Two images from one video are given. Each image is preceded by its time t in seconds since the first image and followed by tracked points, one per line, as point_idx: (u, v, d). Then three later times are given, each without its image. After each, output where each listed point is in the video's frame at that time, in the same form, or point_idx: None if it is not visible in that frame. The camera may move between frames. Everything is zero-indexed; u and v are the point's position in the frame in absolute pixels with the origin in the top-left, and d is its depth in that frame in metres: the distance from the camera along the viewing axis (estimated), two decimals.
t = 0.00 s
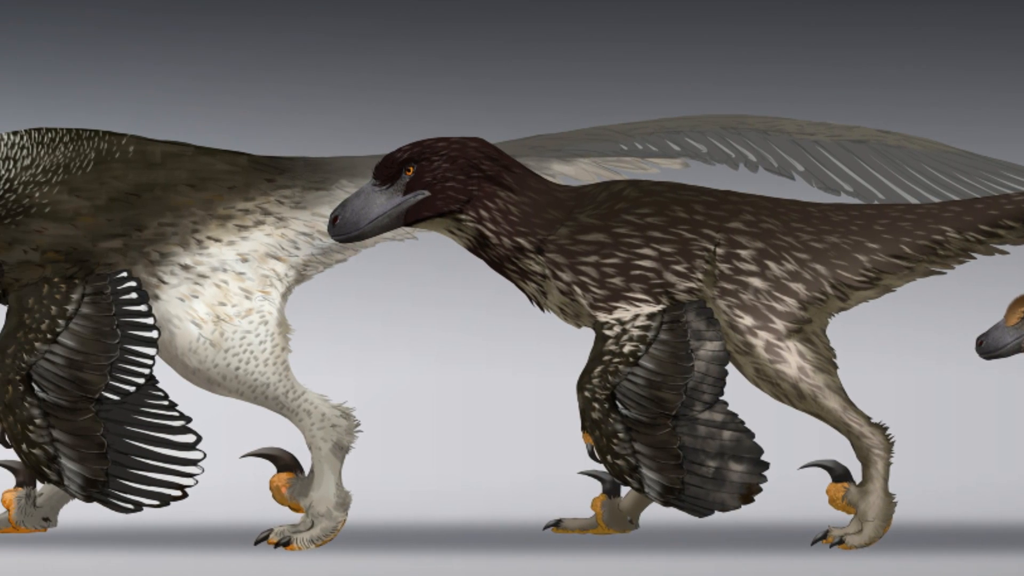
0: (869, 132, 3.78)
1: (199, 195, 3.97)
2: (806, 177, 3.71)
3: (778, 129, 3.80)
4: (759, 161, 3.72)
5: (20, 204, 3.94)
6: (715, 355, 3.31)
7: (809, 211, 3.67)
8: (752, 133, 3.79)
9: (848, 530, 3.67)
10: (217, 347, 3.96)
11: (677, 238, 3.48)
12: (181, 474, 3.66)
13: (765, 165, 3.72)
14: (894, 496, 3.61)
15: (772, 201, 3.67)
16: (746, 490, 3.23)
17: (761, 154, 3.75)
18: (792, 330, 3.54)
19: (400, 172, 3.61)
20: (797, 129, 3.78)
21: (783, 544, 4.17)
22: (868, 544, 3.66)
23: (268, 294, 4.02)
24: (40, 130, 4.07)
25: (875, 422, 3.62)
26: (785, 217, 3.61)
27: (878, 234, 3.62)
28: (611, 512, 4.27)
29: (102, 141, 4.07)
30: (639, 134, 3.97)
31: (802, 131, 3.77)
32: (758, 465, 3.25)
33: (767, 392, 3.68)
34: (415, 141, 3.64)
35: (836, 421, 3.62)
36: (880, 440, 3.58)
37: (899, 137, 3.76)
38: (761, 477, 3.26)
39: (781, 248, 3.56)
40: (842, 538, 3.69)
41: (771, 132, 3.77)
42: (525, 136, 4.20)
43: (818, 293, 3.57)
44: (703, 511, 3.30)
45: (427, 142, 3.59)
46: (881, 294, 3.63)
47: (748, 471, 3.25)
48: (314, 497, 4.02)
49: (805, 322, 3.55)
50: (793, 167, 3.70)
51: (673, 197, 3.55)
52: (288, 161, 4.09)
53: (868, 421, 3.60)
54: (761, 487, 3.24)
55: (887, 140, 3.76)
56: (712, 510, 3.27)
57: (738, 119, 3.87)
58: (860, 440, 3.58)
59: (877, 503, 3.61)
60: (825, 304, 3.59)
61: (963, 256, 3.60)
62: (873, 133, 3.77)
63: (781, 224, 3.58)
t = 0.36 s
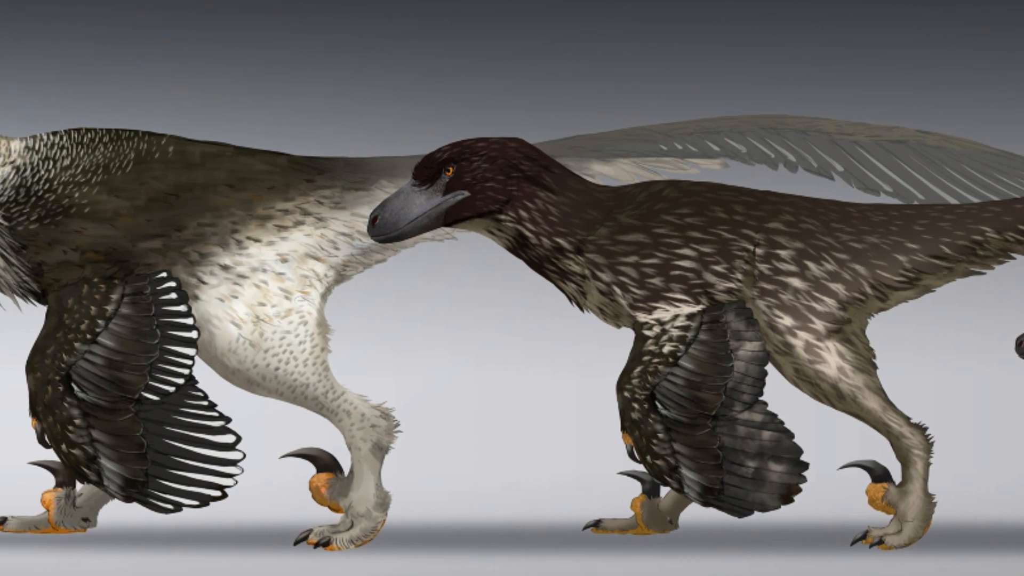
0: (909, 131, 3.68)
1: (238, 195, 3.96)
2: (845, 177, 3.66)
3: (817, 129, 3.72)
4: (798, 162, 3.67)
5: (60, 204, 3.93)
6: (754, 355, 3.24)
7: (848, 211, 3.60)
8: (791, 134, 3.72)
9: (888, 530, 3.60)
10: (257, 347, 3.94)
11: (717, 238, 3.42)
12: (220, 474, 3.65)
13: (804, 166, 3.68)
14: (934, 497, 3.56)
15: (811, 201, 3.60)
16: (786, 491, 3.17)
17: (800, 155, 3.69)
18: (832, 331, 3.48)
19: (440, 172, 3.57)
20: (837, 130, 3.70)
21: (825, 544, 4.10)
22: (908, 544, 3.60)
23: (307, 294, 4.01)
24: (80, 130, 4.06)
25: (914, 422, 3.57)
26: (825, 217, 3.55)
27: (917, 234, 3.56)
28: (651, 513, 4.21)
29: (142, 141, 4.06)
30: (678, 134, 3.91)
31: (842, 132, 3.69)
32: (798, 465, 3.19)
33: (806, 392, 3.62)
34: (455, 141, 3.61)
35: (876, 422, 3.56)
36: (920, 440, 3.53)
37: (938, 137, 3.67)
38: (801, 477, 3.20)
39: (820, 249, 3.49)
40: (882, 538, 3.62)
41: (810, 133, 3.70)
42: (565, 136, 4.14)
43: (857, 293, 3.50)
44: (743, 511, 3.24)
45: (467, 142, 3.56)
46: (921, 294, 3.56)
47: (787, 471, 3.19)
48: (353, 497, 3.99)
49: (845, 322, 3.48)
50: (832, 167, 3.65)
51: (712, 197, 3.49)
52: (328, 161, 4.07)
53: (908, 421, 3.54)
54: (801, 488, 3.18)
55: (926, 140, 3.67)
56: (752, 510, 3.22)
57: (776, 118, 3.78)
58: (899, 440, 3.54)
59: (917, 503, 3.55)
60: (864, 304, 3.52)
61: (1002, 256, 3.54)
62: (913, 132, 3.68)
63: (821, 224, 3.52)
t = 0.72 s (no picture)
0: (949, 132, 3.59)
1: (278, 195, 3.95)
2: (885, 178, 3.57)
3: (857, 129, 3.64)
4: (838, 162, 3.59)
5: (99, 204, 3.92)
6: (794, 355, 3.18)
7: (888, 211, 3.55)
8: (831, 133, 3.64)
9: (928, 530, 3.55)
10: (297, 347, 3.92)
11: (757, 238, 3.36)
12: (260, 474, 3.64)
13: (844, 166, 3.60)
14: (973, 497, 3.50)
15: (851, 202, 3.54)
16: (825, 491, 3.13)
17: (840, 154, 3.61)
18: (872, 331, 3.41)
19: (479, 172, 3.53)
20: (877, 130, 3.61)
21: (866, 546, 4.04)
22: (947, 545, 3.54)
23: (347, 294, 3.99)
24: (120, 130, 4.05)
25: (953, 422, 3.51)
26: (865, 217, 3.51)
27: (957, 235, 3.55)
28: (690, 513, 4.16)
29: (181, 141, 4.06)
30: (718, 134, 3.85)
31: (881, 132, 3.61)
32: (838, 465, 3.14)
33: (845, 392, 3.55)
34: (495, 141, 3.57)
35: (915, 422, 3.50)
36: (959, 441, 3.47)
37: (978, 137, 3.56)
38: (840, 477, 3.15)
39: (860, 249, 3.44)
40: (921, 538, 3.56)
41: (850, 133, 3.62)
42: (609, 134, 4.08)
43: (897, 293, 3.45)
44: (782, 511, 3.19)
45: (507, 143, 3.52)
46: (960, 295, 3.55)
47: (827, 471, 3.14)
48: (393, 499, 3.96)
49: (885, 322, 3.42)
50: (871, 167, 3.57)
51: (753, 198, 3.43)
52: (367, 161, 4.06)
53: (947, 421, 3.49)
54: (841, 488, 3.13)
55: (965, 140, 3.56)
56: (791, 510, 3.17)
57: (816, 118, 3.71)
58: (938, 440, 3.48)
59: (957, 503, 3.50)
60: (904, 304, 3.48)
61: None
62: (953, 133, 3.59)
63: (861, 225, 3.48)
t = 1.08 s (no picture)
0: (989, 132, 3.49)
1: (318, 196, 3.94)
2: (925, 178, 3.51)
3: (896, 128, 3.56)
4: (877, 163, 3.54)
5: (139, 204, 3.92)
6: (834, 355, 3.13)
7: (928, 211, 3.49)
8: (870, 134, 3.57)
9: (967, 531, 3.48)
10: (336, 347, 3.91)
11: (797, 239, 3.31)
12: (299, 475, 3.63)
13: (883, 166, 3.54)
14: (1014, 497, 3.44)
15: (891, 202, 3.48)
16: (866, 491, 3.08)
17: (879, 154, 3.56)
18: (912, 331, 3.35)
19: (519, 172, 3.49)
20: (916, 130, 3.52)
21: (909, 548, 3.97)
22: (987, 545, 3.47)
23: (387, 294, 3.97)
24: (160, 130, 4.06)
25: (993, 422, 3.45)
26: (905, 217, 3.44)
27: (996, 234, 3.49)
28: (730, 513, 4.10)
29: (221, 141, 4.06)
30: (757, 134, 3.80)
31: (920, 132, 3.52)
32: (878, 466, 3.10)
33: (884, 392, 3.49)
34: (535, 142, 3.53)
35: (954, 423, 3.44)
36: (999, 441, 3.41)
37: (1018, 137, 3.45)
38: (880, 477, 3.10)
39: (899, 249, 3.38)
40: (961, 538, 3.48)
41: (889, 134, 3.54)
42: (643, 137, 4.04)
43: (937, 294, 3.39)
44: (822, 512, 3.14)
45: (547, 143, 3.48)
46: (999, 295, 3.48)
47: (867, 472, 3.10)
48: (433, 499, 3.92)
49: (925, 322, 3.36)
50: (911, 168, 3.51)
51: (792, 198, 3.37)
52: (406, 161, 4.05)
53: (987, 421, 3.42)
54: (880, 488, 3.09)
55: (1006, 140, 3.46)
56: (831, 511, 3.12)
57: (855, 118, 3.63)
58: (977, 440, 3.42)
59: (997, 503, 3.43)
60: (943, 304, 3.41)
61: None
62: (993, 133, 3.48)
63: (901, 225, 3.41)
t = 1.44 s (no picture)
0: None
1: (358, 196, 3.93)
2: (964, 178, 3.44)
3: (936, 128, 3.48)
4: (917, 163, 3.48)
5: (179, 204, 3.93)
6: (874, 355, 3.08)
7: (968, 211, 3.42)
8: (909, 134, 3.50)
9: (1007, 531, 3.39)
10: (376, 347, 3.89)
11: (837, 239, 3.25)
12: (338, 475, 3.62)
13: (923, 167, 3.48)
14: None
15: (931, 203, 3.41)
16: (905, 491, 3.05)
17: (919, 154, 3.50)
18: (952, 332, 3.29)
19: (559, 172, 3.45)
20: (955, 130, 3.45)
21: (955, 551, 3.90)
22: None
23: (426, 295, 3.95)
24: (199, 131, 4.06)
25: None
26: (945, 217, 3.38)
27: None
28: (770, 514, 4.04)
29: (261, 141, 4.06)
30: (796, 133, 3.75)
31: (960, 132, 3.44)
32: (918, 466, 3.06)
33: (923, 393, 3.42)
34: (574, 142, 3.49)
35: (995, 424, 3.37)
36: None
37: None
38: (919, 477, 3.07)
39: (939, 249, 3.32)
40: (1001, 538, 3.41)
41: (928, 134, 3.47)
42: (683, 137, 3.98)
43: (976, 294, 3.32)
44: (861, 512, 3.10)
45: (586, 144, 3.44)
46: None
47: (907, 472, 3.06)
48: (473, 499, 3.90)
49: (965, 322, 3.29)
50: (951, 168, 3.44)
51: (832, 199, 3.32)
52: (446, 161, 4.03)
53: None
54: (920, 489, 3.06)
55: None
56: (871, 511, 3.08)
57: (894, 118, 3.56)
58: (1018, 442, 3.35)
59: None
60: (983, 305, 3.35)
61: None
62: None
63: (941, 226, 3.35)
